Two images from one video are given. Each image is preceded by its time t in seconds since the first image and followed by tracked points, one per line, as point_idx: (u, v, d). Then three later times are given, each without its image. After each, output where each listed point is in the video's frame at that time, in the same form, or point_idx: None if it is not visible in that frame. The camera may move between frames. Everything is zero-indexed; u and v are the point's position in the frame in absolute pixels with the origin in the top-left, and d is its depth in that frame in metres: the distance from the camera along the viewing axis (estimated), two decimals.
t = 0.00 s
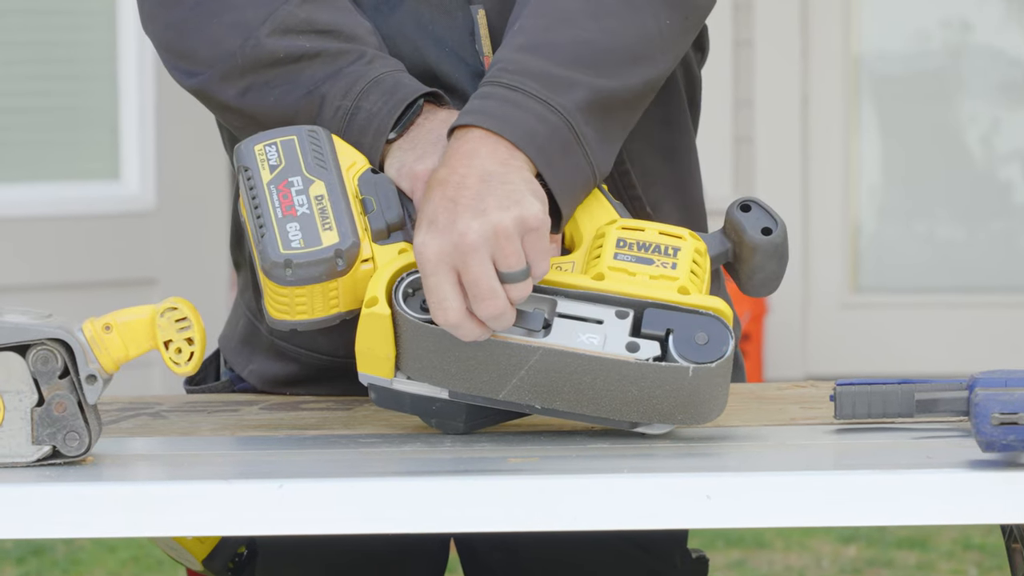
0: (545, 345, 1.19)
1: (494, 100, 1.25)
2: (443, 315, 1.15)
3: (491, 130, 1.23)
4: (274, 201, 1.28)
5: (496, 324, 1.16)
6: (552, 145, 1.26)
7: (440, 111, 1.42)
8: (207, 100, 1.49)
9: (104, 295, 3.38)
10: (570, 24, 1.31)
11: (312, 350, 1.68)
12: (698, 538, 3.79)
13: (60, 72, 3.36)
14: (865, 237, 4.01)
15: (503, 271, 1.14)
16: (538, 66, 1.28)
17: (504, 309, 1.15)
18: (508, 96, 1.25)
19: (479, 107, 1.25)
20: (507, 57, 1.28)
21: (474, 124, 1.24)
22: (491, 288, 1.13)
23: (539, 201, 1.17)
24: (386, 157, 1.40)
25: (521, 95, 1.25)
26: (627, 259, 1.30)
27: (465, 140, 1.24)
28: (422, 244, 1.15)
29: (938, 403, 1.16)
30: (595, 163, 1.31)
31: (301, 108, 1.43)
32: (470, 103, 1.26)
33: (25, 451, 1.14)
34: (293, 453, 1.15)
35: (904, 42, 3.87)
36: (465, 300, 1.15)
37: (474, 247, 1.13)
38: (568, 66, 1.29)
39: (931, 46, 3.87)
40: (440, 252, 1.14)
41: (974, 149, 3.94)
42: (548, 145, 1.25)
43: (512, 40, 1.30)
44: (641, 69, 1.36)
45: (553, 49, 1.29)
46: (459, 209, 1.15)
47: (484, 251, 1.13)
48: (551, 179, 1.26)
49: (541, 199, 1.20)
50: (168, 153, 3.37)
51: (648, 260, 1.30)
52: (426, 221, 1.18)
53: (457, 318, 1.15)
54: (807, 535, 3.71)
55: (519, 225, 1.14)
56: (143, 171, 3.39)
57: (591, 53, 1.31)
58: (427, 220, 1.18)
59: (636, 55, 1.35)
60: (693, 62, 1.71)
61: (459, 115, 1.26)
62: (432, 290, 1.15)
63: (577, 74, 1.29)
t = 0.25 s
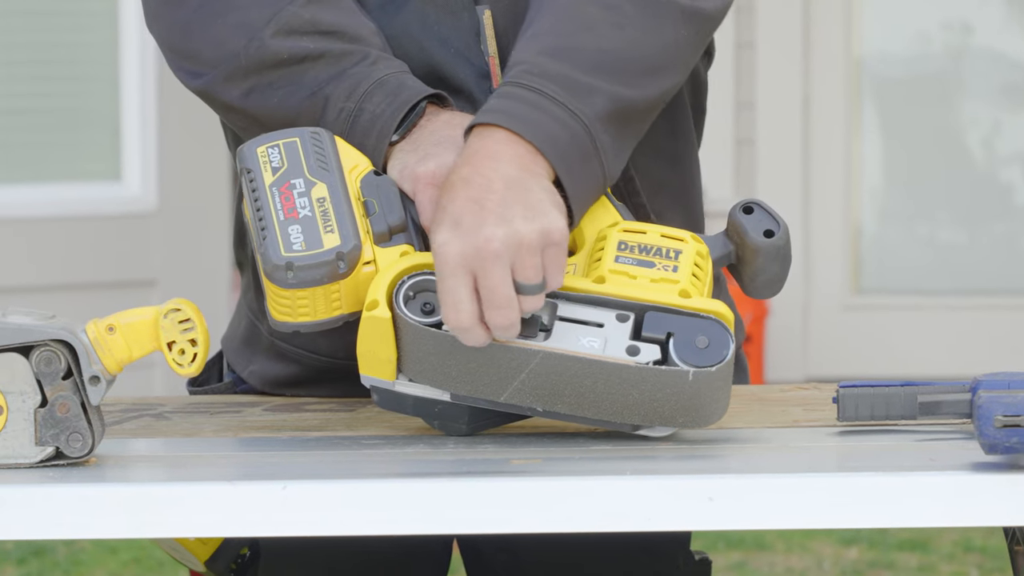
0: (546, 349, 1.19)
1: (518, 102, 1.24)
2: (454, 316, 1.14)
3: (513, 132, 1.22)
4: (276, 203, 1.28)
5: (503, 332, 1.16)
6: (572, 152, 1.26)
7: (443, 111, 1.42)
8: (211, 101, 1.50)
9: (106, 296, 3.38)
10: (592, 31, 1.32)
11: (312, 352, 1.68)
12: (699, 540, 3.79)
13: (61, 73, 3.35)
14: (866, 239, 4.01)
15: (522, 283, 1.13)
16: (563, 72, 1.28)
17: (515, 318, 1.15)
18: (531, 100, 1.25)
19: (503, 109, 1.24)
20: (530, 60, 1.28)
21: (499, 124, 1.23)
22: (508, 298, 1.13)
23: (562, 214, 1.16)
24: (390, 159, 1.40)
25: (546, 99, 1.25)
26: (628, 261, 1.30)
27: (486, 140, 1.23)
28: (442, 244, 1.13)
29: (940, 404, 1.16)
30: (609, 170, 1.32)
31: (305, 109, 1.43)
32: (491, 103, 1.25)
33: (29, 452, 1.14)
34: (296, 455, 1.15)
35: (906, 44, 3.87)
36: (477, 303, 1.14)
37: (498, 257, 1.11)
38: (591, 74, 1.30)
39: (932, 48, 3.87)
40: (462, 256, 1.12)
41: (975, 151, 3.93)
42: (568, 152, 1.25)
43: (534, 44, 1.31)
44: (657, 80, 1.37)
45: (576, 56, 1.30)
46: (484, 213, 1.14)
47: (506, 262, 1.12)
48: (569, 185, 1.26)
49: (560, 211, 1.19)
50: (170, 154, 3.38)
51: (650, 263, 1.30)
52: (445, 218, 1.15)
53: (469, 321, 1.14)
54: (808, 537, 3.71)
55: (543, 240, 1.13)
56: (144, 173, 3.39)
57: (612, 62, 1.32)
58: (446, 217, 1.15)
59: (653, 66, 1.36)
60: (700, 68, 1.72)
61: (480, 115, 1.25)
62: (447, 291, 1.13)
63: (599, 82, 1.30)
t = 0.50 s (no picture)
0: (547, 351, 1.20)
1: (547, 111, 1.26)
2: (470, 306, 1.13)
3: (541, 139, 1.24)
4: (278, 206, 1.28)
5: (511, 330, 1.16)
6: (600, 164, 1.27)
7: (445, 114, 1.42)
8: (215, 103, 1.50)
9: (108, 297, 3.38)
10: (621, 49, 1.34)
11: (313, 353, 1.68)
12: (701, 541, 3.79)
13: (61, 75, 3.34)
14: (867, 241, 4.01)
15: (542, 284, 1.14)
16: (593, 87, 1.30)
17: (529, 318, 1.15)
18: (561, 109, 1.26)
19: (531, 116, 1.25)
20: (561, 69, 1.29)
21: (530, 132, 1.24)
22: (528, 296, 1.13)
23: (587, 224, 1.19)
24: (392, 162, 1.41)
25: (576, 110, 1.27)
26: (630, 265, 1.30)
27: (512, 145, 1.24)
28: (470, 232, 1.13)
29: (945, 407, 1.16)
30: (633, 185, 1.33)
31: (307, 111, 1.43)
32: (519, 109, 1.27)
33: (32, 453, 1.14)
34: (299, 456, 1.16)
35: (908, 47, 3.87)
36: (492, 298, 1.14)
37: (525, 253, 1.13)
38: (620, 90, 1.32)
39: (934, 50, 3.87)
40: (489, 247, 1.12)
41: (977, 154, 3.93)
42: (596, 164, 1.27)
43: (565, 55, 1.32)
44: (685, 99, 1.39)
45: (605, 72, 1.32)
46: (514, 209, 1.15)
47: (531, 259, 1.13)
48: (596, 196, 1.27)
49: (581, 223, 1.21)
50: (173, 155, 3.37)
51: (653, 266, 1.29)
52: (472, 210, 1.16)
53: (485, 313, 1.13)
54: (810, 539, 3.71)
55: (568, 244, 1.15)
56: (146, 173, 3.38)
57: (643, 79, 1.34)
58: (473, 209, 1.16)
59: (682, 86, 1.38)
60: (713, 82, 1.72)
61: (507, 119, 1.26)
62: (466, 279, 1.13)
63: (629, 99, 1.32)
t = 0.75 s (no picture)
0: (548, 348, 1.19)
1: (568, 113, 1.28)
2: (487, 274, 1.16)
3: (566, 144, 1.26)
4: (282, 203, 1.29)
5: (524, 310, 1.18)
6: (619, 167, 1.29)
7: (449, 113, 1.42)
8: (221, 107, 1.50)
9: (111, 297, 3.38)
10: (641, 60, 1.35)
11: (315, 353, 1.68)
12: (704, 542, 3.79)
13: (63, 75, 3.33)
14: (869, 241, 4.01)
15: (559, 265, 1.17)
16: (614, 95, 1.32)
17: (544, 297, 1.17)
18: (582, 112, 1.28)
19: (552, 117, 1.27)
20: (582, 75, 1.31)
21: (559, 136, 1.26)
22: (545, 270, 1.16)
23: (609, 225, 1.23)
24: (396, 162, 1.40)
25: (595, 114, 1.29)
26: (633, 263, 1.30)
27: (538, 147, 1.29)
28: (494, 206, 1.17)
29: (947, 408, 1.15)
30: (647, 189, 1.35)
31: (315, 115, 1.44)
32: (540, 110, 1.28)
33: (36, 453, 1.14)
34: (301, 456, 1.16)
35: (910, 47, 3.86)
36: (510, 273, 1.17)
37: (545, 229, 1.16)
38: (640, 99, 1.34)
39: (935, 50, 3.86)
40: (511, 219, 1.16)
41: (979, 154, 3.92)
42: (616, 168, 1.29)
43: (586, 62, 1.33)
44: (703, 112, 1.41)
45: (625, 80, 1.33)
46: (538, 193, 1.20)
47: (550, 237, 1.17)
48: (615, 199, 1.29)
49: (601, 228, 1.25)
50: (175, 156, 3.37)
51: (655, 265, 1.30)
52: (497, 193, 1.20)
53: (501, 282, 1.15)
54: (812, 539, 3.70)
55: (587, 232, 1.19)
56: (149, 172, 3.37)
57: (663, 90, 1.36)
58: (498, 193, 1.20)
59: (700, 99, 1.40)
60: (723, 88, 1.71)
61: (526, 118, 1.27)
62: (486, 247, 1.16)
63: (649, 108, 1.34)
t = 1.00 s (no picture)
0: (548, 347, 1.20)
1: (572, 114, 1.28)
2: (494, 267, 1.16)
3: (572, 144, 1.27)
4: (282, 203, 1.29)
5: (530, 304, 1.18)
6: (623, 168, 1.29)
7: (450, 115, 1.42)
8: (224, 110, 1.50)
9: (111, 298, 3.38)
10: (646, 62, 1.36)
11: (316, 354, 1.68)
12: (705, 542, 3.79)
13: (65, 76, 3.32)
14: (870, 242, 4.00)
15: (565, 260, 1.18)
16: (619, 95, 1.32)
17: (551, 291, 1.17)
18: (587, 113, 1.29)
19: (557, 117, 1.27)
20: (586, 77, 1.32)
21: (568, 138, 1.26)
22: (552, 265, 1.16)
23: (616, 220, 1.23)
24: (397, 162, 1.40)
25: (599, 115, 1.29)
26: (633, 263, 1.29)
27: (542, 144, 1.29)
28: (501, 200, 1.18)
29: (947, 408, 1.15)
30: (651, 189, 1.35)
31: (315, 116, 1.44)
32: (545, 111, 1.28)
33: (35, 455, 1.14)
34: (301, 457, 1.16)
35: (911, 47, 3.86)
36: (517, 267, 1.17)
37: (552, 225, 1.17)
38: (645, 100, 1.34)
39: (936, 51, 3.86)
40: (517, 213, 1.17)
41: (980, 155, 3.92)
42: (620, 168, 1.29)
43: (591, 64, 1.34)
44: (709, 115, 1.41)
45: (630, 82, 1.33)
46: (544, 188, 1.20)
47: (557, 231, 1.17)
48: (619, 199, 1.29)
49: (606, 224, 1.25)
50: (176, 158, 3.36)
51: (654, 265, 1.29)
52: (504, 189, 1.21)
53: (508, 276, 1.16)
54: (814, 540, 3.70)
55: (594, 228, 1.19)
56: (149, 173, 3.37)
57: (670, 92, 1.36)
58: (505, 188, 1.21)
59: (705, 101, 1.40)
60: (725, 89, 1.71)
61: (530, 119, 1.27)
62: (494, 241, 1.16)
63: (654, 110, 1.34)
